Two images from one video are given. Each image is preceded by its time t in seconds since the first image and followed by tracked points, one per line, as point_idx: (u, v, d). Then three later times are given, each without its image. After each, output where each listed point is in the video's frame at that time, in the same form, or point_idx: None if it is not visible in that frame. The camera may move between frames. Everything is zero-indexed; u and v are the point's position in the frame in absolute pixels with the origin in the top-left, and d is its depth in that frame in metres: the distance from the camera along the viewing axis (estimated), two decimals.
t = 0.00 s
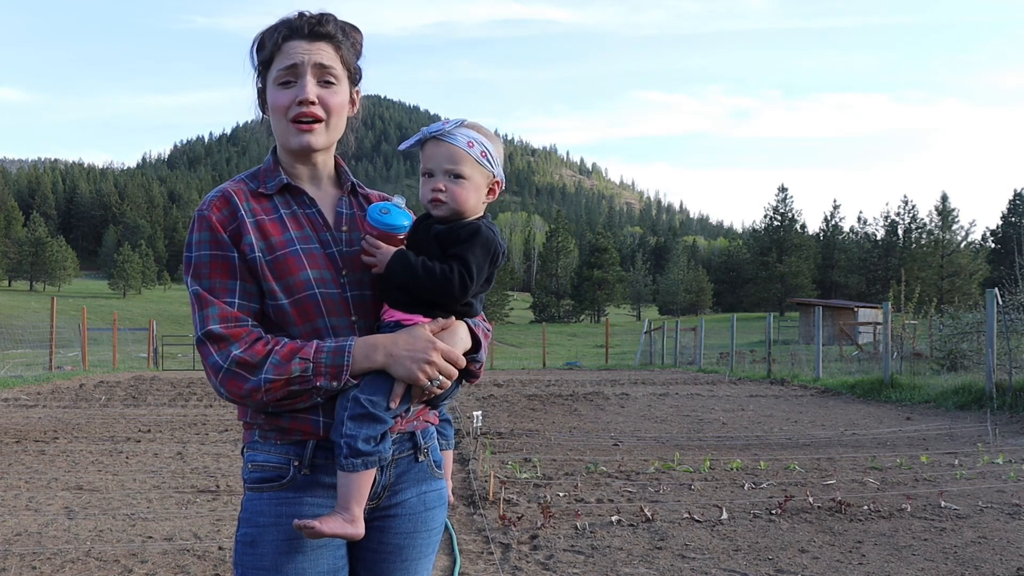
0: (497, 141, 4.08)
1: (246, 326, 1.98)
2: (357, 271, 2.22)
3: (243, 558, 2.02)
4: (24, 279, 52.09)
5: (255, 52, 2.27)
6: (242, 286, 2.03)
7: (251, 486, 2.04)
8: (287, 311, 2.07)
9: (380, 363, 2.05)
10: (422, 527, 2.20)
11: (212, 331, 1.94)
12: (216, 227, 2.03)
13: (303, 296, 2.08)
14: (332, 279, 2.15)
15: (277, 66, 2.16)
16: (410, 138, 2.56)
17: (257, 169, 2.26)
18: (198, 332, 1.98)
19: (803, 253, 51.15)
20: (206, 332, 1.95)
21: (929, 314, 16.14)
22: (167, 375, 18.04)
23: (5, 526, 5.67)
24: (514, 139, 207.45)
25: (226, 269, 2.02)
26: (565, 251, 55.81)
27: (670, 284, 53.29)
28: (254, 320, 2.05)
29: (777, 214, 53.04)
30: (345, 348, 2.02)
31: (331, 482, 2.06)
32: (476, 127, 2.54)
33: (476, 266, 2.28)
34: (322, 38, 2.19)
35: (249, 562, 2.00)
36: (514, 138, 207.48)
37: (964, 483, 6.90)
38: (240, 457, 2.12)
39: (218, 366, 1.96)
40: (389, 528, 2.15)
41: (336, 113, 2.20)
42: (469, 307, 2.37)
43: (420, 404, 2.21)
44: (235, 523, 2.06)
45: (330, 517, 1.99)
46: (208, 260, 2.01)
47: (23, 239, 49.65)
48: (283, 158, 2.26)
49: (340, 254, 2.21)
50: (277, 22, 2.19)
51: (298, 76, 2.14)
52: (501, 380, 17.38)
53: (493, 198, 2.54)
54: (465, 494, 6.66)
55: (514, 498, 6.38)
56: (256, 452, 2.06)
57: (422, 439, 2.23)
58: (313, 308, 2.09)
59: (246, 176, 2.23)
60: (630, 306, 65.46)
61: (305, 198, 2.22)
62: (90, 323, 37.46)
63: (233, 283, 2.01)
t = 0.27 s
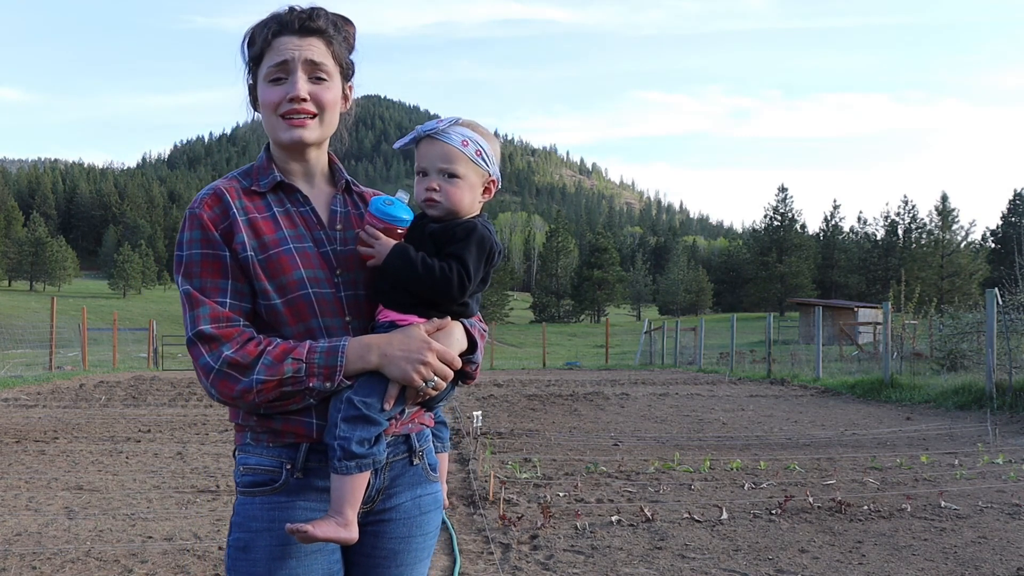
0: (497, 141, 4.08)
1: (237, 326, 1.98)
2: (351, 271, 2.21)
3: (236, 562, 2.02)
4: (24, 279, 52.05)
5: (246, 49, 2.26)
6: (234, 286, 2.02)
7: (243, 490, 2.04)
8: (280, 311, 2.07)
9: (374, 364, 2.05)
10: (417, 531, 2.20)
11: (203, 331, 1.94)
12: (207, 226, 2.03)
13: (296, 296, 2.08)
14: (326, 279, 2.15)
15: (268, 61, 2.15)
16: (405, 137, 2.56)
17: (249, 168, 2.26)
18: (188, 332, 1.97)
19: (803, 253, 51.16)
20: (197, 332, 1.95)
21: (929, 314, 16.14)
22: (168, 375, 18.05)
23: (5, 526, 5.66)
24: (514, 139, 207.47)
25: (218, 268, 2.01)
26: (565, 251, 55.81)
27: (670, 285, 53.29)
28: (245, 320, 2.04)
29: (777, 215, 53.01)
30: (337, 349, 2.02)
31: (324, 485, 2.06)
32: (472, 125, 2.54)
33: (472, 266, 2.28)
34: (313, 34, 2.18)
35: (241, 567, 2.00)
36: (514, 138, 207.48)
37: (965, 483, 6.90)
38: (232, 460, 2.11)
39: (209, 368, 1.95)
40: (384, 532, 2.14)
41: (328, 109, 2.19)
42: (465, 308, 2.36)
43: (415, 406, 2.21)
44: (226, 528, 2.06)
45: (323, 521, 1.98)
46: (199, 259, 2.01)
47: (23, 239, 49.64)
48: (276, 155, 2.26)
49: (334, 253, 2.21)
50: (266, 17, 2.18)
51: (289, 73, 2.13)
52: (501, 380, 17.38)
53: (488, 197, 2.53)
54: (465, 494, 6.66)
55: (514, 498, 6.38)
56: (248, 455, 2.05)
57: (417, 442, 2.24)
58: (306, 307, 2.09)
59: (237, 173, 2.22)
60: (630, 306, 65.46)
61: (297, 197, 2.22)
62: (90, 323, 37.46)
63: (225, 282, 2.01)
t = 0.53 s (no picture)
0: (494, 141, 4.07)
1: (229, 329, 1.97)
2: (344, 272, 2.21)
3: (228, 567, 2.02)
4: (24, 279, 52.02)
5: (237, 41, 2.24)
6: (225, 286, 2.01)
7: (234, 495, 2.03)
8: (273, 313, 2.06)
9: (370, 367, 2.04)
10: (412, 536, 2.20)
11: (193, 334, 1.92)
12: (198, 225, 2.02)
13: (289, 297, 2.07)
14: (319, 280, 2.14)
15: (260, 55, 2.14)
16: (400, 133, 2.55)
17: (241, 164, 2.25)
18: (179, 334, 1.96)
19: (803, 253, 51.16)
20: (187, 334, 1.93)
21: (929, 314, 16.14)
22: (168, 375, 18.05)
23: (5, 526, 5.67)
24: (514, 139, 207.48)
25: (209, 268, 2.00)
26: (565, 251, 55.80)
27: (670, 285, 53.29)
28: (237, 322, 2.03)
29: (777, 215, 53.00)
30: (332, 351, 2.01)
31: (318, 490, 2.06)
32: (469, 124, 2.54)
33: (470, 268, 2.28)
34: (306, 26, 2.17)
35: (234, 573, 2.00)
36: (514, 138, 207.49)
37: (964, 483, 6.90)
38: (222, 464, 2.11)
39: (200, 371, 1.95)
40: (379, 539, 2.14)
41: (321, 105, 2.18)
42: (461, 310, 2.36)
43: (410, 409, 2.21)
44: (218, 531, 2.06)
45: (317, 528, 1.99)
46: (189, 260, 1.99)
47: (23, 239, 49.64)
48: (268, 152, 2.25)
49: (327, 253, 2.20)
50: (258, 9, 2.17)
51: (282, 66, 2.12)
52: (501, 380, 17.37)
53: (484, 197, 2.53)
54: (465, 494, 6.66)
55: (514, 498, 6.37)
56: (238, 459, 2.04)
57: (411, 447, 2.24)
58: (300, 309, 2.08)
59: (228, 171, 2.21)
60: (630, 306, 65.46)
61: (290, 195, 2.21)
62: (90, 323, 37.46)
63: (216, 283, 2.00)
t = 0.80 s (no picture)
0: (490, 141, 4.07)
1: (222, 331, 1.96)
2: (340, 272, 2.21)
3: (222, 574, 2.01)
4: (24, 279, 52.02)
5: (230, 36, 2.23)
6: (218, 288, 2.01)
7: (228, 501, 2.02)
8: (266, 315, 2.06)
9: (368, 370, 2.04)
10: (409, 542, 2.21)
11: (187, 336, 1.91)
12: (190, 225, 2.00)
13: (283, 299, 2.07)
14: (315, 280, 2.13)
15: (253, 53, 2.13)
16: (397, 131, 2.55)
17: (233, 163, 2.24)
18: (171, 336, 1.95)
19: (803, 253, 51.18)
20: (180, 336, 1.92)
21: (929, 314, 16.14)
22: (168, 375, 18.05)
23: (5, 526, 5.67)
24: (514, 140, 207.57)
25: (201, 269, 1.99)
26: (565, 251, 55.81)
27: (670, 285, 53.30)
28: (230, 324, 2.03)
29: (777, 214, 53.01)
30: (329, 354, 2.00)
31: (313, 496, 2.05)
32: (467, 122, 2.54)
33: (469, 271, 2.28)
34: (301, 23, 2.16)
35: None
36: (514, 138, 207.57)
37: (965, 483, 6.90)
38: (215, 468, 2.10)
39: (193, 373, 1.93)
40: (375, 544, 2.14)
41: (316, 104, 2.17)
42: (459, 312, 2.37)
43: (406, 413, 2.21)
44: (211, 536, 2.05)
45: (316, 534, 1.99)
46: (181, 259, 1.99)
47: (23, 239, 49.63)
48: (261, 150, 2.24)
49: (321, 254, 2.19)
50: (251, 5, 2.15)
51: (276, 64, 2.11)
52: (501, 380, 17.37)
53: (482, 198, 2.54)
54: (465, 494, 6.66)
55: (514, 498, 6.37)
56: (232, 463, 2.04)
57: (407, 451, 2.24)
58: (294, 311, 2.08)
59: (220, 169, 2.20)
60: (630, 305, 65.47)
61: (283, 195, 2.20)
62: (90, 323, 37.46)
63: (208, 282, 1.99)
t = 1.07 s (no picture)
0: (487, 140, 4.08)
1: (219, 332, 1.96)
2: (337, 273, 2.22)
3: None
4: (24, 279, 52.00)
5: (225, 35, 2.22)
6: (215, 288, 2.00)
7: (224, 506, 2.02)
8: (264, 317, 2.06)
9: (367, 371, 2.04)
10: (409, 545, 2.22)
11: (183, 337, 1.91)
12: (186, 225, 2.00)
13: (281, 300, 2.06)
14: (312, 281, 2.13)
15: (250, 53, 2.13)
16: (399, 130, 2.55)
17: (229, 162, 2.23)
18: (166, 339, 1.95)
19: (803, 253, 51.19)
20: (176, 338, 1.91)
21: (929, 314, 16.15)
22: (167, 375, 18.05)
23: (5, 526, 5.67)
24: (515, 140, 207.56)
25: (198, 270, 1.99)
26: (565, 251, 55.82)
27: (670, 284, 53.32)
28: (228, 324, 2.02)
29: (777, 214, 53.00)
30: (327, 355, 2.00)
31: (311, 499, 2.05)
32: (471, 122, 2.54)
33: (471, 273, 2.29)
34: (298, 21, 2.16)
35: None
36: (514, 139, 207.54)
37: (965, 483, 6.90)
38: (211, 471, 2.10)
39: (190, 375, 1.93)
40: (374, 548, 2.15)
41: (314, 104, 2.17)
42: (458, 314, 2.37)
43: (405, 415, 2.21)
44: (208, 541, 2.05)
45: (315, 538, 1.99)
46: (177, 260, 1.98)
47: (23, 239, 49.64)
48: (257, 149, 2.23)
49: (319, 255, 2.19)
50: (247, 5, 2.14)
51: (273, 64, 2.11)
52: (501, 380, 17.37)
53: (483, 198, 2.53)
54: (465, 494, 6.66)
55: (514, 498, 6.38)
56: (228, 467, 2.03)
57: (405, 453, 2.24)
58: (292, 312, 2.08)
59: (216, 169, 2.19)
60: (630, 306, 65.47)
61: (280, 194, 2.20)
62: (89, 323, 37.47)
63: (204, 283, 1.98)
